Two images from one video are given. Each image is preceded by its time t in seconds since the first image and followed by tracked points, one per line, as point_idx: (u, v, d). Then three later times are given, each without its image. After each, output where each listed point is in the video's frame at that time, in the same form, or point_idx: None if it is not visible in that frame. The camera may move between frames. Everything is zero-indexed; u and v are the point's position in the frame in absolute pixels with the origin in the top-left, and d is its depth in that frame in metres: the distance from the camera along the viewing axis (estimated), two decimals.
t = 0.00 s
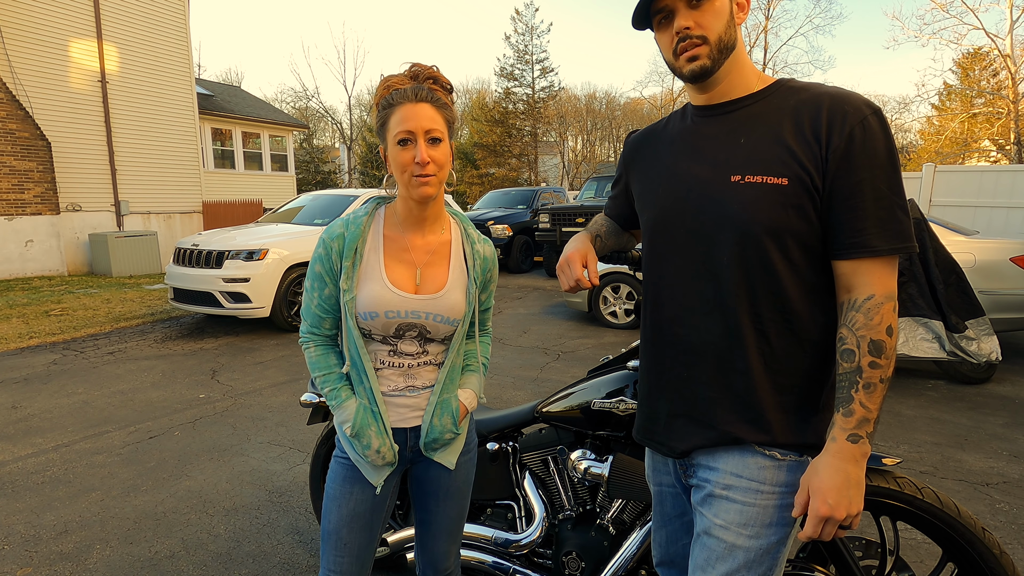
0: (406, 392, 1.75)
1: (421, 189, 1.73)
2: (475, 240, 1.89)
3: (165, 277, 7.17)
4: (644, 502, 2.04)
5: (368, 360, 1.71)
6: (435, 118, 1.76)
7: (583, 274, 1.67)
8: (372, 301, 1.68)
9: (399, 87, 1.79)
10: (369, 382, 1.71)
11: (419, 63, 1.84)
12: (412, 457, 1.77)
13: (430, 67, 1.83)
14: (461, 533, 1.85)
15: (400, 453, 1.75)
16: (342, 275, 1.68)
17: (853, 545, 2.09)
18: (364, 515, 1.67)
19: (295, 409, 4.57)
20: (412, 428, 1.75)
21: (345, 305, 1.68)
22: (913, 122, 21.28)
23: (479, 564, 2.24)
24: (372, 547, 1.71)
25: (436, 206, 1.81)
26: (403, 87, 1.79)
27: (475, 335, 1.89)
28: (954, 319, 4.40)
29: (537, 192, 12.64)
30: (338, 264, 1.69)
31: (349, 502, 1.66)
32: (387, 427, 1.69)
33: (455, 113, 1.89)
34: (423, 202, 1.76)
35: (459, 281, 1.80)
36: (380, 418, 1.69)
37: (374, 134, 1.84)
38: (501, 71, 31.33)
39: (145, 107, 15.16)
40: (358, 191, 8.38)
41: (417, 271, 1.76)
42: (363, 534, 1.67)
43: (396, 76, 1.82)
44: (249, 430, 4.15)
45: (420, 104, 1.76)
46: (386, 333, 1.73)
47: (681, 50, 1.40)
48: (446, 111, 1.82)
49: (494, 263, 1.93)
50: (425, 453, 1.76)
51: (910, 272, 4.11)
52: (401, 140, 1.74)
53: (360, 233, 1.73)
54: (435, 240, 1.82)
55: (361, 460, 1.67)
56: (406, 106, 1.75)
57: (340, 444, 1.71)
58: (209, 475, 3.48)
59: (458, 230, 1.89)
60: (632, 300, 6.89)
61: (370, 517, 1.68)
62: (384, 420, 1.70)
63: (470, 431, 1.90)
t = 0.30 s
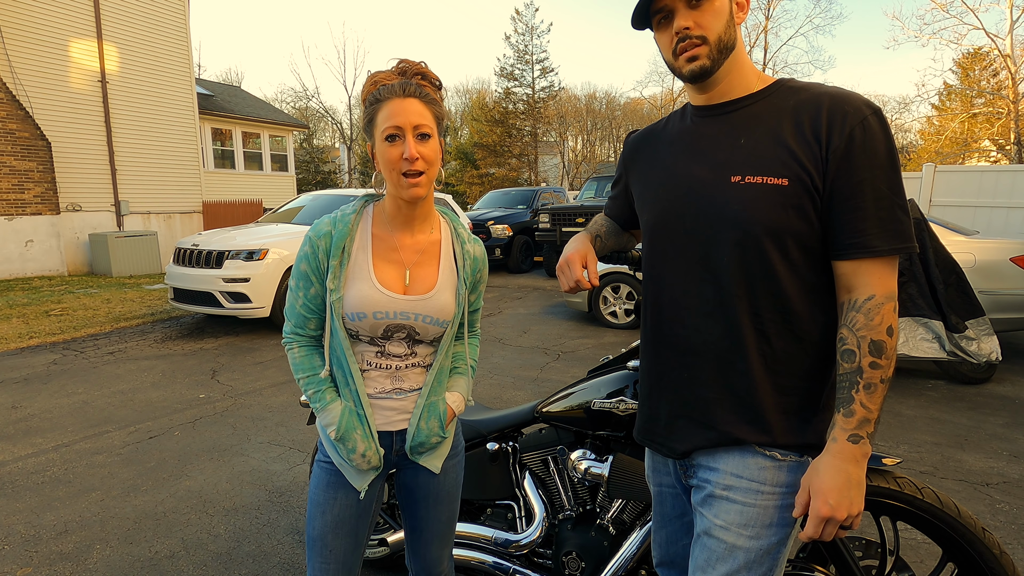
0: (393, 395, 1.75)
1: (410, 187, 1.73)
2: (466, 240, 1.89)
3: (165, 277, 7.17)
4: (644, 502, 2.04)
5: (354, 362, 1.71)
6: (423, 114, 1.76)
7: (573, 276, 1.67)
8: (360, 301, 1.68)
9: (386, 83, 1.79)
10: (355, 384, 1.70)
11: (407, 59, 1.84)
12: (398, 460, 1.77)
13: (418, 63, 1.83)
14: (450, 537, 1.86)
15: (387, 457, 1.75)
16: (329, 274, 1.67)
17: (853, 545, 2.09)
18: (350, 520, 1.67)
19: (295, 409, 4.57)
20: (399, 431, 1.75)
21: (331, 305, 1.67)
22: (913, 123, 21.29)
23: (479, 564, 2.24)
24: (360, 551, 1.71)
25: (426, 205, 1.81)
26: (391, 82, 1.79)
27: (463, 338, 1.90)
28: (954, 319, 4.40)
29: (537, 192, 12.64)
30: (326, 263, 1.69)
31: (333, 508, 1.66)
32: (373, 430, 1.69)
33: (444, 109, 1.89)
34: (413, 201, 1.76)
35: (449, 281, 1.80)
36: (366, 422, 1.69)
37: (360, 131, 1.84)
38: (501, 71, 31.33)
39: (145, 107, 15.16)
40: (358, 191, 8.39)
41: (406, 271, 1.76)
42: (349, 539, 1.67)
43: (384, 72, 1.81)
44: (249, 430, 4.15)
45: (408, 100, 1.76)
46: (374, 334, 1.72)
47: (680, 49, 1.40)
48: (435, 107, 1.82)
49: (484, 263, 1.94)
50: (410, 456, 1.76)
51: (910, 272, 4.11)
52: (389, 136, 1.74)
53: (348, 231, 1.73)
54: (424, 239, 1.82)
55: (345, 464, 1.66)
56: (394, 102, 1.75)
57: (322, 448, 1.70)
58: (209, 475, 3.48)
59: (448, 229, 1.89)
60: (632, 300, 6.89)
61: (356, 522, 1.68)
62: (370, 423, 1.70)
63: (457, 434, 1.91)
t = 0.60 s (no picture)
0: (391, 395, 1.75)
1: (408, 187, 1.73)
2: (464, 240, 1.89)
3: (165, 277, 7.17)
4: (644, 502, 2.04)
5: (351, 363, 1.71)
6: (420, 112, 1.76)
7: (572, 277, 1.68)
8: (357, 301, 1.68)
9: (383, 83, 1.79)
10: (352, 384, 1.70)
11: (403, 60, 1.84)
12: (396, 461, 1.77)
13: (414, 64, 1.83)
14: (451, 538, 1.86)
15: (385, 457, 1.75)
16: (326, 274, 1.68)
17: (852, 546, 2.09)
18: (349, 521, 1.67)
19: (296, 409, 4.57)
20: (396, 431, 1.75)
21: (328, 305, 1.67)
22: (913, 123, 21.32)
23: (480, 564, 2.24)
24: (359, 552, 1.71)
25: (423, 205, 1.81)
26: (387, 83, 1.79)
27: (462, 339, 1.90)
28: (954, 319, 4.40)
29: (537, 192, 12.65)
30: (323, 263, 1.69)
31: (332, 508, 1.66)
32: (371, 430, 1.69)
33: (442, 108, 1.89)
34: (410, 200, 1.76)
35: (447, 281, 1.80)
36: (364, 422, 1.69)
37: (358, 132, 1.84)
38: (501, 71, 31.33)
39: (145, 107, 15.16)
40: (358, 191, 8.39)
41: (404, 271, 1.76)
42: (348, 540, 1.67)
43: (381, 73, 1.82)
44: (249, 430, 4.15)
45: (404, 98, 1.76)
46: (371, 334, 1.72)
47: (679, 49, 1.40)
48: (432, 106, 1.82)
49: (483, 263, 1.93)
50: (409, 457, 1.76)
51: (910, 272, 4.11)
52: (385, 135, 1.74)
53: (345, 231, 1.73)
54: (422, 239, 1.82)
55: (343, 464, 1.66)
56: (390, 101, 1.75)
57: (321, 447, 1.71)
58: (209, 475, 3.48)
59: (447, 229, 1.89)
60: (632, 300, 6.89)
61: (355, 523, 1.69)
62: (368, 423, 1.70)
63: (457, 434, 1.90)
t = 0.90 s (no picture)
0: (402, 394, 1.76)
1: (417, 189, 1.73)
2: (474, 240, 1.89)
3: (165, 277, 7.17)
4: (644, 502, 2.04)
5: (363, 361, 1.72)
6: (429, 114, 1.76)
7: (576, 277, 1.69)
8: (368, 302, 1.68)
9: (392, 87, 1.80)
10: (365, 382, 1.71)
11: (413, 64, 1.85)
12: (408, 459, 1.77)
13: (423, 67, 1.85)
14: (460, 537, 1.84)
15: (398, 454, 1.75)
16: (337, 275, 1.69)
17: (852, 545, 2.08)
18: (361, 517, 1.67)
19: (295, 409, 4.57)
20: (408, 429, 1.75)
21: (340, 305, 1.69)
22: (914, 123, 21.33)
23: (480, 564, 2.24)
24: (371, 548, 1.71)
25: (433, 206, 1.81)
26: (396, 86, 1.80)
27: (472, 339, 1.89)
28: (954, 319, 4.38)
29: (537, 192, 12.65)
30: (334, 264, 1.70)
31: (345, 502, 1.67)
32: (383, 427, 1.70)
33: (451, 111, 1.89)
34: (420, 202, 1.77)
35: (456, 281, 1.79)
36: (376, 419, 1.70)
37: (369, 134, 1.85)
38: (501, 71, 31.32)
39: (145, 107, 15.16)
40: (358, 191, 8.38)
41: (413, 271, 1.76)
42: (360, 535, 1.67)
43: (390, 77, 1.82)
44: (249, 430, 4.14)
45: (414, 101, 1.76)
46: (382, 334, 1.73)
47: (678, 48, 1.40)
48: (441, 108, 1.82)
49: (494, 262, 1.92)
50: (421, 453, 1.75)
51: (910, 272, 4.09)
52: (395, 136, 1.74)
53: (355, 233, 1.74)
54: (432, 240, 1.82)
55: (357, 460, 1.67)
56: (400, 104, 1.75)
57: (336, 443, 1.72)
58: (209, 475, 3.48)
59: (456, 230, 1.89)
60: (632, 300, 6.89)
61: (367, 519, 1.69)
62: (380, 421, 1.70)
63: (469, 433, 1.90)
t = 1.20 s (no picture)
0: (416, 392, 1.75)
1: (427, 190, 1.74)
2: (485, 239, 1.88)
3: (165, 277, 7.17)
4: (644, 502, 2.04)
5: (377, 359, 1.72)
6: (438, 116, 1.77)
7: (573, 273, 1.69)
8: (380, 301, 1.69)
9: (403, 90, 1.80)
10: (380, 379, 1.71)
11: (425, 66, 1.86)
12: (423, 456, 1.76)
13: (435, 70, 1.85)
14: (469, 535, 1.84)
15: (413, 451, 1.75)
16: (350, 275, 1.70)
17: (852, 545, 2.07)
18: (375, 510, 1.67)
19: (295, 409, 4.57)
20: (423, 426, 1.75)
21: (353, 305, 1.70)
22: (914, 122, 21.33)
23: (480, 563, 2.24)
24: (385, 541, 1.70)
25: (443, 206, 1.82)
26: (407, 89, 1.80)
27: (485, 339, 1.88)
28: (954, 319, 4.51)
29: (536, 192, 12.65)
30: (347, 265, 1.72)
31: (360, 495, 1.67)
32: (398, 424, 1.69)
33: (461, 113, 1.89)
34: (429, 202, 1.77)
35: (467, 281, 1.79)
36: (391, 416, 1.70)
37: (381, 137, 1.86)
38: (501, 71, 31.32)
39: (145, 107, 15.15)
40: (358, 190, 8.38)
41: (424, 271, 1.76)
42: (374, 529, 1.67)
43: (401, 79, 1.83)
44: (249, 430, 4.15)
45: (424, 103, 1.77)
46: (394, 333, 1.73)
47: (672, 48, 1.40)
48: (451, 111, 1.82)
49: (506, 261, 1.91)
50: (436, 451, 1.74)
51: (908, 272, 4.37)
52: (405, 138, 1.74)
53: (367, 234, 1.75)
54: (442, 240, 1.82)
55: (372, 456, 1.68)
56: (411, 106, 1.75)
57: (353, 438, 1.73)
58: (209, 475, 3.48)
59: (467, 229, 1.89)
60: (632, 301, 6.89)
61: (381, 512, 1.68)
62: (395, 418, 1.70)
63: (484, 431, 1.90)
